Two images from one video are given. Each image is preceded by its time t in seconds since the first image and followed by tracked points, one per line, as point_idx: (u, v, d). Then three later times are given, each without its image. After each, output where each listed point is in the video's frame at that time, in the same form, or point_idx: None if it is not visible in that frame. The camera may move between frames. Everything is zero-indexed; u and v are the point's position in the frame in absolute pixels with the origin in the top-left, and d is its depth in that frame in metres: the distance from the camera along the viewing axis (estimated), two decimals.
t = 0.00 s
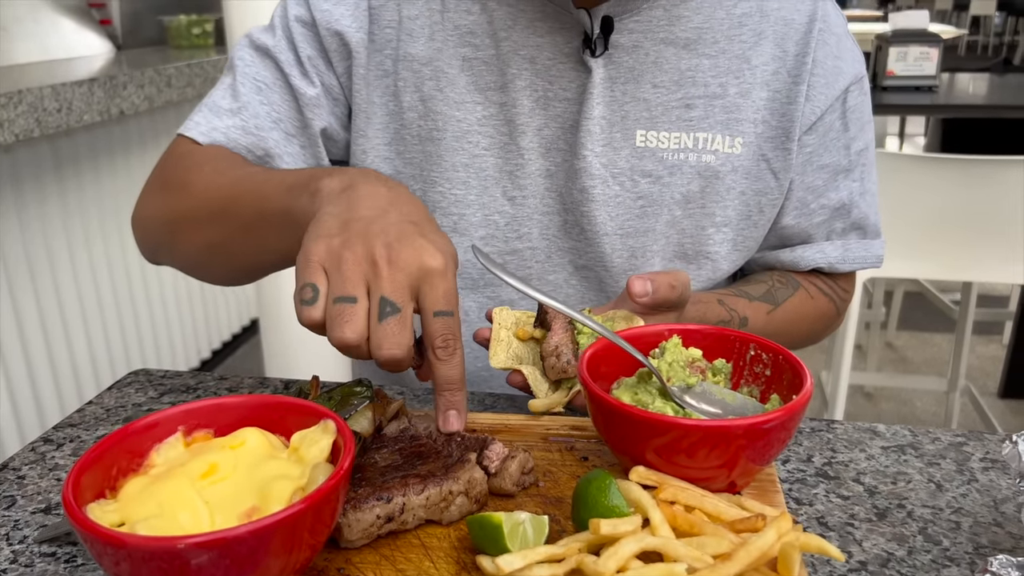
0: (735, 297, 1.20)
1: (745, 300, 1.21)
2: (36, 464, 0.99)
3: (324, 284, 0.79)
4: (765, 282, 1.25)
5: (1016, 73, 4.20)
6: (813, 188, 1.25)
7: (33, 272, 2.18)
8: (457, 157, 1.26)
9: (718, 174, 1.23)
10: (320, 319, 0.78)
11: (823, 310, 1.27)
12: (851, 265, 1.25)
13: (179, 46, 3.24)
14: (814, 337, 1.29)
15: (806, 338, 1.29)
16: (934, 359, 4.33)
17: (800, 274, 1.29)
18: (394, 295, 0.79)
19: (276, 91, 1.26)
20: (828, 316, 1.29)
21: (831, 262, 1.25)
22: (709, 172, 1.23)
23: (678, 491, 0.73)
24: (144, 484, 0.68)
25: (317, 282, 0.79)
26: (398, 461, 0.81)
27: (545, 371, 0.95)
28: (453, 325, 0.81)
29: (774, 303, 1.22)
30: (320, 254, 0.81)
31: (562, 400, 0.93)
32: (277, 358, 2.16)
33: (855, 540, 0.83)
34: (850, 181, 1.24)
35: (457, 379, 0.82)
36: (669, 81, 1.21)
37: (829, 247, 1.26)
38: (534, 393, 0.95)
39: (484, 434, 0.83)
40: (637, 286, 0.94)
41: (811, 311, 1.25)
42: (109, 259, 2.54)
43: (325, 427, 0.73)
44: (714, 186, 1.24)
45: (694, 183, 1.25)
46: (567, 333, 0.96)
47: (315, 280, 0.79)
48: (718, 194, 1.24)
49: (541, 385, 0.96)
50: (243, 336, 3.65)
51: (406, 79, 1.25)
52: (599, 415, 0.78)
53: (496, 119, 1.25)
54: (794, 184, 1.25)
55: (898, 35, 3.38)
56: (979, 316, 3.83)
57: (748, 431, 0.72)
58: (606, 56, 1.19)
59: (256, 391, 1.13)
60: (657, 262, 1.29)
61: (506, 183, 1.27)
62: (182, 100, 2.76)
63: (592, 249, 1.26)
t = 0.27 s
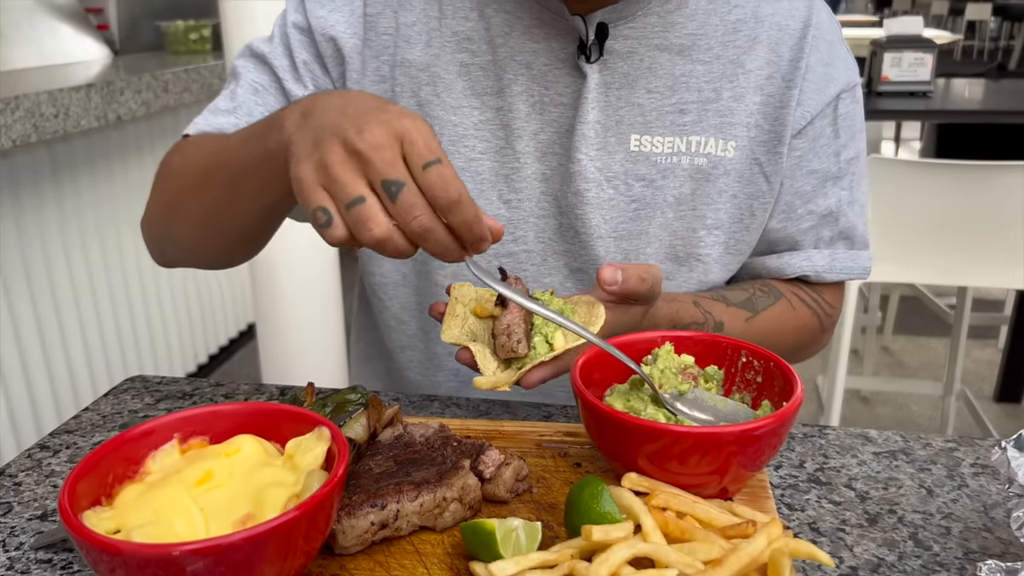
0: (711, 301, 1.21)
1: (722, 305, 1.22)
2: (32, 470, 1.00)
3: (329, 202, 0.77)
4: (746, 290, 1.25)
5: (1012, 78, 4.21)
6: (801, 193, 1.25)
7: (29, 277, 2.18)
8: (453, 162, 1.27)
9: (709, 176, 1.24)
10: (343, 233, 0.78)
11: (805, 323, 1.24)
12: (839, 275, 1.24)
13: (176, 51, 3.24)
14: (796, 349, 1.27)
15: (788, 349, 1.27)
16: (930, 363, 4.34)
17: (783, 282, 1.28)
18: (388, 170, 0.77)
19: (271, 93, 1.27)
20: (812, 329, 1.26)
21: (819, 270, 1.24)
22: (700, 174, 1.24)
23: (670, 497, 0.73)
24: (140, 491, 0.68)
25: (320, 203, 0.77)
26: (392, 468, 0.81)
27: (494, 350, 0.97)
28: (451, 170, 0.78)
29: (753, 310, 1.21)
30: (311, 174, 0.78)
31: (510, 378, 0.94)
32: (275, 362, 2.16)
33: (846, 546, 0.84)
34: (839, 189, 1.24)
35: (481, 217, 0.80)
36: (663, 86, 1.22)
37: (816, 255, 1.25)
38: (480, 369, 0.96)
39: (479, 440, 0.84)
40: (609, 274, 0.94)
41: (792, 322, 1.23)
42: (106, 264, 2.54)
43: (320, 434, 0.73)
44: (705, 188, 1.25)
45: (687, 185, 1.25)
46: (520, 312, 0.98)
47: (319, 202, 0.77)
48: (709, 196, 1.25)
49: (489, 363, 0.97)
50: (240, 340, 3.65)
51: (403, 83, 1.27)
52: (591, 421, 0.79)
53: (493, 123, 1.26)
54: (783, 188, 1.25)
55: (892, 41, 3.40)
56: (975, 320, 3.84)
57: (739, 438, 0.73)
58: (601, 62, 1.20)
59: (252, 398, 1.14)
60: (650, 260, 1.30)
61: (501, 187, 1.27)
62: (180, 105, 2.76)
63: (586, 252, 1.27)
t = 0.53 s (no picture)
0: (690, 300, 1.20)
1: (700, 305, 1.21)
2: (31, 478, 1.00)
3: (371, 216, 0.83)
4: (729, 293, 1.24)
5: (1006, 85, 4.23)
6: (785, 196, 1.25)
7: (27, 285, 2.18)
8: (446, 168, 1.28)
9: (696, 176, 1.26)
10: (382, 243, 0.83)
11: (787, 331, 1.23)
12: (822, 283, 1.23)
13: (174, 58, 3.25)
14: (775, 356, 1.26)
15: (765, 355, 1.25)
16: (927, 368, 4.35)
17: (766, 285, 1.28)
18: (428, 184, 0.83)
19: (271, 98, 1.28)
20: (794, 339, 1.25)
21: (801, 277, 1.23)
22: (686, 174, 1.26)
23: (666, 505, 0.74)
24: (140, 499, 0.69)
25: (362, 218, 0.83)
26: (390, 476, 0.82)
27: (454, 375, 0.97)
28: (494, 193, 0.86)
29: (732, 313, 1.21)
30: (354, 190, 0.84)
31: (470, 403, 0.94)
32: (273, 369, 2.17)
33: (840, 553, 0.84)
34: (823, 196, 1.24)
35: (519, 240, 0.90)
36: (655, 91, 1.23)
37: (799, 262, 1.24)
38: (442, 398, 0.96)
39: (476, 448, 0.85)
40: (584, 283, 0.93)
41: (773, 330, 1.22)
42: (104, 271, 2.54)
43: (318, 442, 0.74)
44: (693, 188, 1.27)
45: (676, 187, 1.26)
46: (477, 333, 0.95)
47: (360, 216, 0.83)
48: (697, 198, 1.27)
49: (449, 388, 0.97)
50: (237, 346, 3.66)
51: (401, 91, 1.28)
52: (588, 430, 0.79)
53: (489, 130, 1.27)
54: (767, 190, 1.26)
55: (888, 48, 3.41)
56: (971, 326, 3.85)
57: (733, 446, 0.74)
58: (593, 68, 1.21)
59: (251, 405, 1.14)
60: (644, 264, 1.30)
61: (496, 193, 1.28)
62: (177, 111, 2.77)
63: (579, 257, 1.27)
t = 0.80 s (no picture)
0: (688, 309, 1.21)
1: (698, 313, 1.22)
2: (36, 485, 1.02)
3: (381, 224, 0.85)
4: (725, 302, 1.26)
5: (1002, 94, 4.25)
6: (779, 205, 1.27)
7: (26, 292, 2.19)
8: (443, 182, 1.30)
9: (690, 186, 1.28)
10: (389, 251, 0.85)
11: (784, 339, 1.25)
12: (817, 290, 1.25)
13: (174, 66, 3.27)
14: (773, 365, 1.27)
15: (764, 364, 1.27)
16: (924, 376, 4.37)
17: (762, 293, 1.30)
18: (438, 194, 0.86)
19: (270, 111, 1.30)
20: (791, 346, 1.26)
21: (796, 285, 1.25)
22: (681, 183, 1.28)
23: (661, 512, 0.76)
24: (146, 506, 0.70)
25: (373, 225, 0.85)
26: (391, 483, 0.83)
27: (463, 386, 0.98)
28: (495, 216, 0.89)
29: (729, 321, 1.22)
30: (366, 199, 0.87)
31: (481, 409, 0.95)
32: (272, 375, 2.18)
33: (833, 559, 0.86)
34: (818, 204, 1.26)
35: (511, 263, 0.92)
36: (649, 103, 1.25)
37: (794, 269, 1.26)
38: (453, 408, 0.97)
39: (474, 456, 0.86)
40: (589, 293, 0.95)
41: (770, 337, 1.24)
42: (104, 279, 2.56)
43: (320, 450, 0.75)
44: (687, 198, 1.28)
45: (670, 197, 1.28)
46: (482, 343, 0.98)
47: (369, 223, 0.85)
48: (693, 208, 1.29)
49: (461, 399, 0.98)
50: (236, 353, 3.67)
51: (399, 105, 1.30)
52: (585, 438, 0.81)
53: (486, 143, 1.29)
54: (761, 201, 1.28)
55: (884, 58, 3.43)
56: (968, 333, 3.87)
57: (727, 454, 0.75)
58: (588, 81, 1.23)
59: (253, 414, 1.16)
60: (640, 274, 1.32)
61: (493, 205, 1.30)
62: (177, 120, 2.78)
63: (576, 267, 1.29)
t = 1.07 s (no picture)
0: (686, 320, 1.23)
1: (696, 323, 1.25)
2: (41, 491, 1.03)
3: (372, 231, 0.88)
4: (722, 311, 1.28)
5: (999, 104, 4.28)
6: (775, 215, 1.28)
7: (28, 299, 2.21)
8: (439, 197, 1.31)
9: (687, 200, 1.29)
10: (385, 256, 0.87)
11: (782, 346, 1.27)
12: (813, 298, 1.26)
13: (176, 75, 3.30)
14: (771, 371, 1.30)
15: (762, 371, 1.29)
16: (922, 385, 4.38)
17: (760, 302, 1.31)
18: (424, 195, 0.87)
19: (267, 133, 1.32)
20: (788, 353, 1.29)
21: (793, 294, 1.26)
22: (676, 197, 1.29)
23: (657, 518, 0.77)
24: (153, 511, 0.72)
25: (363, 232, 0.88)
26: (391, 489, 0.84)
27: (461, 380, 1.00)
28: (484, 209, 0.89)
29: (728, 330, 1.24)
30: (357, 207, 0.89)
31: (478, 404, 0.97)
32: (272, 382, 2.19)
33: (826, 564, 0.87)
34: (814, 213, 1.28)
35: (509, 248, 0.91)
36: (644, 116, 1.27)
37: (791, 278, 1.27)
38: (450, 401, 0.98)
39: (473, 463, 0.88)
40: (586, 303, 0.97)
41: (768, 345, 1.26)
42: (105, 287, 2.58)
43: (323, 457, 0.77)
44: (684, 211, 1.30)
45: (666, 210, 1.30)
46: (481, 340, 1.00)
47: (361, 230, 0.88)
48: (690, 221, 1.31)
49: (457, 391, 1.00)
50: (236, 361, 3.68)
51: (394, 122, 1.32)
52: (582, 445, 0.83)
53: (481, 156, 1.31)
54: (756, 211, 1.29)
55: (881, 68, 3.46)
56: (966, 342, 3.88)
57: (721, 461, 0.77)
58: (582, 95, 1.25)
59: (254, 421, 1.19)
60: (637, 286, 1.33)
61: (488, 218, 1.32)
62: (178, 129, 2.81)
63: (573, 278, 1.31)
